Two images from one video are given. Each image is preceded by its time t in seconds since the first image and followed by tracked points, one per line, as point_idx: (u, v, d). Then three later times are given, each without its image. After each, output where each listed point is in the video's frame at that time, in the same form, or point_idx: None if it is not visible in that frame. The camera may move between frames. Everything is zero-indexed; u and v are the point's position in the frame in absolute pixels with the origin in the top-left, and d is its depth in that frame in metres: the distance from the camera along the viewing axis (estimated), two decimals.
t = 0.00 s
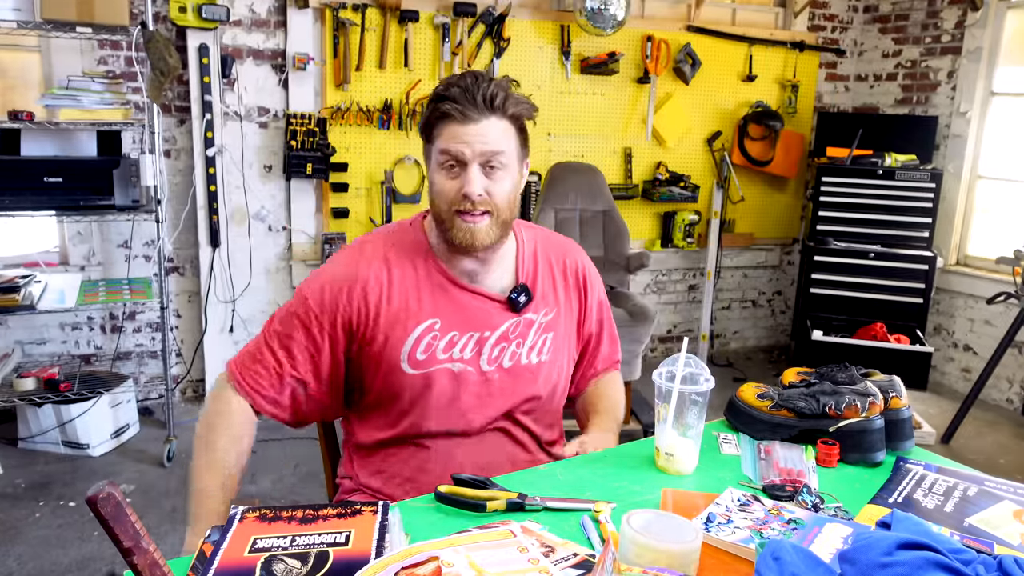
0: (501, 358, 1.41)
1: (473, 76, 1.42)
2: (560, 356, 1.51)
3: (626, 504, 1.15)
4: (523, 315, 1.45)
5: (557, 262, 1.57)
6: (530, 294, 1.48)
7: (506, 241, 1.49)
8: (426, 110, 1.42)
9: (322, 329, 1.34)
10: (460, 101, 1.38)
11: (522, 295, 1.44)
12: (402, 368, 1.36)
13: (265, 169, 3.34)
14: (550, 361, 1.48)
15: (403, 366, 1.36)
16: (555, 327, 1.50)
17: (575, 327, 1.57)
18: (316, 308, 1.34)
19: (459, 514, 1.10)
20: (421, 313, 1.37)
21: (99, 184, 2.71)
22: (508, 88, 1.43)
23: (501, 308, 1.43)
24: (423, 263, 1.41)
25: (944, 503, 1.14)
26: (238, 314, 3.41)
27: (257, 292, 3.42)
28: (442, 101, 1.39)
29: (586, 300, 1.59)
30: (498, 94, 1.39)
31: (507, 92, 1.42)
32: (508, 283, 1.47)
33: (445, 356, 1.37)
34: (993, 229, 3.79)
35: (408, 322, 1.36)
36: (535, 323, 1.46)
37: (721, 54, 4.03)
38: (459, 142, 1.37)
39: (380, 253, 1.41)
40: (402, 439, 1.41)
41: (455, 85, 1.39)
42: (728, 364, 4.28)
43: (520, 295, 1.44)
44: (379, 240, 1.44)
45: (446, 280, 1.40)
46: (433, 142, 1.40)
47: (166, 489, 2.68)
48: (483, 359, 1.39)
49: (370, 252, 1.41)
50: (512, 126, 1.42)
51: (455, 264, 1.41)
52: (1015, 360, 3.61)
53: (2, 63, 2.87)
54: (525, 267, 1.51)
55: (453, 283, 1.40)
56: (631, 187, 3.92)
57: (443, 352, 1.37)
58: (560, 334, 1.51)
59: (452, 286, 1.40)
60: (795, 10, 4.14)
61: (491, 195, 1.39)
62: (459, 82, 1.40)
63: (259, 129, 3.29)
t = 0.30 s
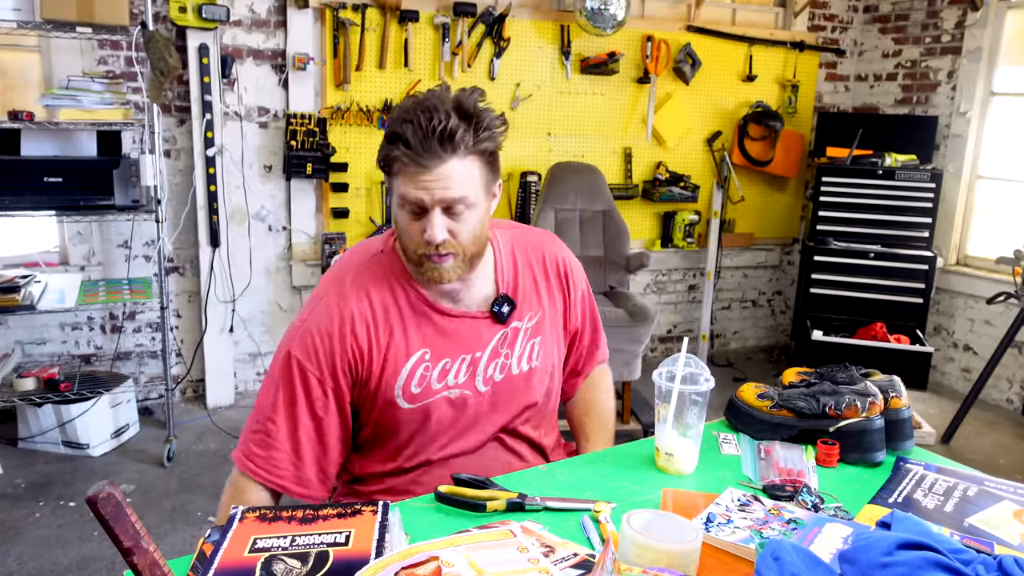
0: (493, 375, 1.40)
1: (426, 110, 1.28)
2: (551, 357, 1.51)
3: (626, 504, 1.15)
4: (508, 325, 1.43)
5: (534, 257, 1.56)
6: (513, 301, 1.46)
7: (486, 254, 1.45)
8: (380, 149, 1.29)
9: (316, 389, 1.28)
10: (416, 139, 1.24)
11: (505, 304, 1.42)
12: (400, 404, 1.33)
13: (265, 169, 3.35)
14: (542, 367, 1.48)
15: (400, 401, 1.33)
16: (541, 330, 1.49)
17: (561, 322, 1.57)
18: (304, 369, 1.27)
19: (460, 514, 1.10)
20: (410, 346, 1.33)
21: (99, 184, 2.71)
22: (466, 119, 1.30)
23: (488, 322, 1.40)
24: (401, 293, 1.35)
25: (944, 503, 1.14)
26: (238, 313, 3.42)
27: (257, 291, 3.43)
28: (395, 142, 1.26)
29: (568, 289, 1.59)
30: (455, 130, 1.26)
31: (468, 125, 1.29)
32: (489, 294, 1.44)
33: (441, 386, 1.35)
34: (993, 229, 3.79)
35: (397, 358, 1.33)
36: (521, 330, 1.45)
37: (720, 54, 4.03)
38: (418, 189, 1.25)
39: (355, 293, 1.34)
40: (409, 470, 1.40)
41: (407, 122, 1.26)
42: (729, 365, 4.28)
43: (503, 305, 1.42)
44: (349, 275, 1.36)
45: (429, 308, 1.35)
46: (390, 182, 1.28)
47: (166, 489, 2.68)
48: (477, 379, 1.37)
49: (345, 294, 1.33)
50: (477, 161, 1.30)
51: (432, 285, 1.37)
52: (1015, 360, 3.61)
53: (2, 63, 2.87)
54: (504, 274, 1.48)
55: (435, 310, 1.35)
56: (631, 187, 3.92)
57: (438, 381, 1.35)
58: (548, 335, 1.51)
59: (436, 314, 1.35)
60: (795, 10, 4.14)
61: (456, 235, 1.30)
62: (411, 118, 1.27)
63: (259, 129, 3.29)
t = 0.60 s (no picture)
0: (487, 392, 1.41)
1: (435, 124, 1.27)
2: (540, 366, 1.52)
3: (626, 504, 1.15)
4: (497, 341, 1.43)
5: (516, 264, 1.56)
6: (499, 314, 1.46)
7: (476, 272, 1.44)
8: (386, 164, 1.26)
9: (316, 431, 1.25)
10: (432, 153, 1.23)
11: (491, 319, 1.41)
12: (399, 432, 1.33)
13: (265, 169, 3.35)
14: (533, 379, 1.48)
15: (399, 429, 1.33)
16: (529, 340, 1.49)
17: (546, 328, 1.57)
18: (302, 412, 1.24)
19: (459, 514, 1.10)
20: (404, 375, 1.32)
21: (99, 184, 2.71)
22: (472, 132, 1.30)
23: (478, 341, 1.40)
24: (390, 320, 1.33)
25: (944, 503, 1.14)
26: (238, 314, 3.42)
27: (257, 291, 3.43)
28: (407, 156, 1.24)
29: (553, 291, 1.59)
30: (469, 145, 1.27)
31: (476, 138, 1.29)
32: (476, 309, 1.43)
33: (436, 411, 1.35)
34: (993, 229, 3.79)
35: (393, 388, 1.31)
36: (510, 342, 1.46)
37: (720, 54, 4.03)
38: (431, 205, 1.24)
39: (344, 328, 1.30)
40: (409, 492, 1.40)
41: (420, 136, 1.24)
42: (729, 365, 4.28)
43: (489, 320, 1.41)
44: (334, 309, 1.32)
45: (419, 336, 1.33)
46: (400, 198, 1.26)
47: (167, 489, 2.68)
48: (471, 398, 1.38)
49: (333, 330, 1.30)
50: (483, 174, 1.31)
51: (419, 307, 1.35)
52: (1015, 360, 3.61)
53: (2, 63, 2.87)
54: (489, 289, 1.47)
55: (425, 336, 1.33)
56: (631, 187, 3.92)
57: (434, 406, 1.35)
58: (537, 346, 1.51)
59: (428, 341, 1.33)
60: (796, 10, 4.14)
61: (467, 252, 1.30)
62: (423, 131, 1.25)
63: (259, 129, 3.29)
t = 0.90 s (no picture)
0: (483, 406, 1.41)
1: (428, 139, 1.27)
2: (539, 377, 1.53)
3: (626, 504, 1.15)
4: (493, 357, 1.42)
5: (513, 275, 1.56)
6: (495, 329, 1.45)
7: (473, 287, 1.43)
8: (378, 179, 1.26)
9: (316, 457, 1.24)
10: (425, 167, 1.23)
11: (488, 335, 1.40)
12: (396, 451, 1.34)
13: (265, 169, 3.35)
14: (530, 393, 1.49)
15: (396, 449, 1.34)
16: (527, 353, 1.49)
17: (544, 338, 1.57)
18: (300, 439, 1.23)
19: (459, 514, 1.10)
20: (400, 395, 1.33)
21: (99, 184, 2.71)
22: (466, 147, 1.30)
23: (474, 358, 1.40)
24: (385, 341, 1.32)
25: (944, 503, 1.14)
26: (238, 314, 3.42)
27: (257, 291, 3.43)
28: (399, 171, 1.24)
29: (551, 299, 1.59)
30: (462, 161, 1.26)
31: (470, 152, 1.29)
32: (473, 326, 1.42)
33: (433, 429, 1.36)
34: (993, 229, 3.79)
35: (390, 409, 1.32)
36: (506, 356, 1.46)
37: (720, 54, 4.03)
38: (423, 220, 1.23)
39: (340, 350, 1.29)
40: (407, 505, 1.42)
41: (413, 151, 1.24)
42: (729, 364, 4.28)
43: (486, 336, 1.40)
44: (329, 330, 1.31)
45: (415, 356, 1.32)
46: (391, 214, 1.25)
47: (166, 489, 2.68)
48: (467, 414, 1.39)
49: (328, 353, 1.28)
50: (476, 190, 1.30)
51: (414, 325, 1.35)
52: (1015, 360, 3.61)
53: (2, 63, 2.87)
54: (485, 305, 1.47)
55: (421, 356, 1.32)
56: (631, 187, 3.92)
57: (430, 424, 1.36)
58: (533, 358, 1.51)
59: (424, 361, 1.33)
60: (795, 10, 4.14)
61: (460, 269, 1.29)
62: (416, 147, 1.25)
63: (259, 129, 3.29)
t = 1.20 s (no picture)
0: (480, 416, 1.42)
1: (416, 149, 1.27)
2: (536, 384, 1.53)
3: (626, 504, 1.15)
4: (488, 367, 1.42)
5: (509, 282, 1.55)
6: (491, 338, 1.45)
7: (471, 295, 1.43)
8: (365, 191, 1.25)
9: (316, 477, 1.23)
10: (414, 179, 1.23)
11: (483, 346, 1.40)
12: (395, 465, 1.34)
13: (265, 169, 3.35)
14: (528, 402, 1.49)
15: (394, 462, 1.34)
16: (525, 361, 1.49)
17: (542, 344, 1.57)
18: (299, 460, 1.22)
19: (459, 514, 1.10)
20: (397, 410, 1.32)
21: (99, 184, 2.71)
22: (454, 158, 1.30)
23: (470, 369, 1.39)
24: (381, 356, 1.31)
25: (944, 503, 1.14)
26: (238, 314, 3.42)
27: (257, 291, 3.43)
28: (386, 183, 1.24)
29: (549, 304, 1.59)
30: (449, 171, 1.26)
31: (458, 163, 1.29)
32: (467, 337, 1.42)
33: (431, 442, 1.36)
34: (993, 229, 3.79)
35: (387, 423, 1.32)
36: (504, 365, 1.46)
37: (720, 55, 4.04)
38: (413, 232, 1.23)
39: (334, 367, 1.28)
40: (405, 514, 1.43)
41: (399, 162, 1.24)
42: (729, 365, 4.28)
43: (481, 347, 1.40)
44: (323, 346, 1.30)
45: (411, 370, 1.32)
46: (380, 227, 1.25)
47: (167, 489, 2.68)
48: (465, 425, 1.39)
49: (323, 370, 1.27)
50: (465, 200, 1.30)
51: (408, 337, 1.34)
52: (1015, 360, 3.61)
53: (2, 63, 2.87)
54: (481, 315, 1.46)
55: (416, 370, 1.32)
56: (631, 187, 3.92)
57: (428, 437, 1.36)
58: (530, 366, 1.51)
59: (420, 375, 1.32)
60: (795, 10, 4.14)
61: (452, 280, 1.29)
62: (403, 158, 1.25)
63: (259, 129, 3.29)
